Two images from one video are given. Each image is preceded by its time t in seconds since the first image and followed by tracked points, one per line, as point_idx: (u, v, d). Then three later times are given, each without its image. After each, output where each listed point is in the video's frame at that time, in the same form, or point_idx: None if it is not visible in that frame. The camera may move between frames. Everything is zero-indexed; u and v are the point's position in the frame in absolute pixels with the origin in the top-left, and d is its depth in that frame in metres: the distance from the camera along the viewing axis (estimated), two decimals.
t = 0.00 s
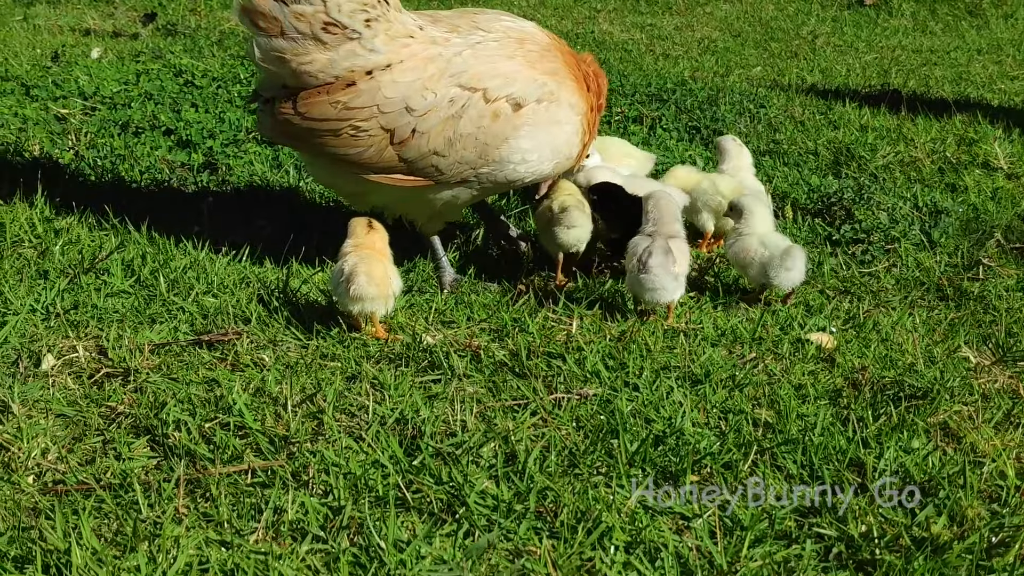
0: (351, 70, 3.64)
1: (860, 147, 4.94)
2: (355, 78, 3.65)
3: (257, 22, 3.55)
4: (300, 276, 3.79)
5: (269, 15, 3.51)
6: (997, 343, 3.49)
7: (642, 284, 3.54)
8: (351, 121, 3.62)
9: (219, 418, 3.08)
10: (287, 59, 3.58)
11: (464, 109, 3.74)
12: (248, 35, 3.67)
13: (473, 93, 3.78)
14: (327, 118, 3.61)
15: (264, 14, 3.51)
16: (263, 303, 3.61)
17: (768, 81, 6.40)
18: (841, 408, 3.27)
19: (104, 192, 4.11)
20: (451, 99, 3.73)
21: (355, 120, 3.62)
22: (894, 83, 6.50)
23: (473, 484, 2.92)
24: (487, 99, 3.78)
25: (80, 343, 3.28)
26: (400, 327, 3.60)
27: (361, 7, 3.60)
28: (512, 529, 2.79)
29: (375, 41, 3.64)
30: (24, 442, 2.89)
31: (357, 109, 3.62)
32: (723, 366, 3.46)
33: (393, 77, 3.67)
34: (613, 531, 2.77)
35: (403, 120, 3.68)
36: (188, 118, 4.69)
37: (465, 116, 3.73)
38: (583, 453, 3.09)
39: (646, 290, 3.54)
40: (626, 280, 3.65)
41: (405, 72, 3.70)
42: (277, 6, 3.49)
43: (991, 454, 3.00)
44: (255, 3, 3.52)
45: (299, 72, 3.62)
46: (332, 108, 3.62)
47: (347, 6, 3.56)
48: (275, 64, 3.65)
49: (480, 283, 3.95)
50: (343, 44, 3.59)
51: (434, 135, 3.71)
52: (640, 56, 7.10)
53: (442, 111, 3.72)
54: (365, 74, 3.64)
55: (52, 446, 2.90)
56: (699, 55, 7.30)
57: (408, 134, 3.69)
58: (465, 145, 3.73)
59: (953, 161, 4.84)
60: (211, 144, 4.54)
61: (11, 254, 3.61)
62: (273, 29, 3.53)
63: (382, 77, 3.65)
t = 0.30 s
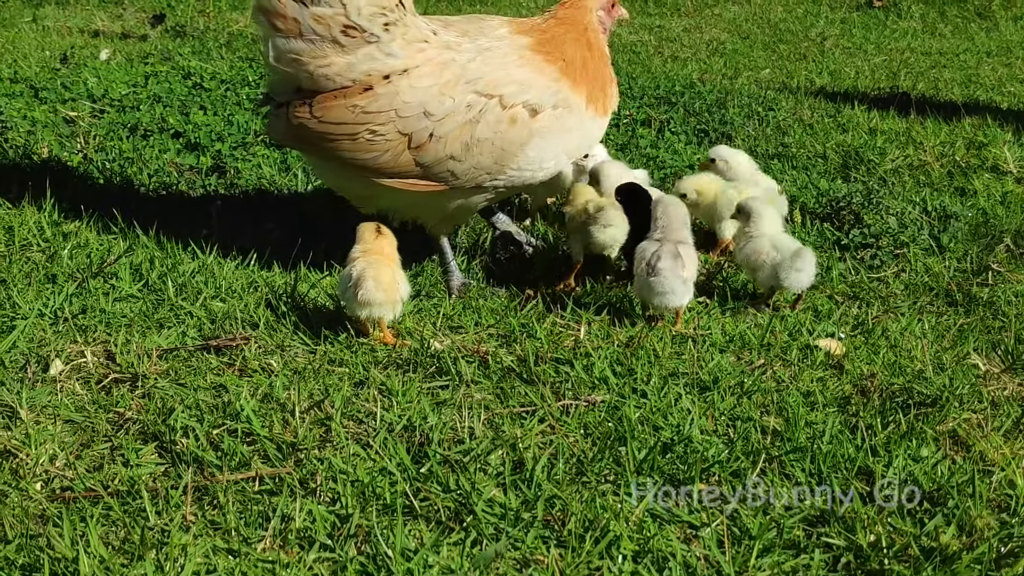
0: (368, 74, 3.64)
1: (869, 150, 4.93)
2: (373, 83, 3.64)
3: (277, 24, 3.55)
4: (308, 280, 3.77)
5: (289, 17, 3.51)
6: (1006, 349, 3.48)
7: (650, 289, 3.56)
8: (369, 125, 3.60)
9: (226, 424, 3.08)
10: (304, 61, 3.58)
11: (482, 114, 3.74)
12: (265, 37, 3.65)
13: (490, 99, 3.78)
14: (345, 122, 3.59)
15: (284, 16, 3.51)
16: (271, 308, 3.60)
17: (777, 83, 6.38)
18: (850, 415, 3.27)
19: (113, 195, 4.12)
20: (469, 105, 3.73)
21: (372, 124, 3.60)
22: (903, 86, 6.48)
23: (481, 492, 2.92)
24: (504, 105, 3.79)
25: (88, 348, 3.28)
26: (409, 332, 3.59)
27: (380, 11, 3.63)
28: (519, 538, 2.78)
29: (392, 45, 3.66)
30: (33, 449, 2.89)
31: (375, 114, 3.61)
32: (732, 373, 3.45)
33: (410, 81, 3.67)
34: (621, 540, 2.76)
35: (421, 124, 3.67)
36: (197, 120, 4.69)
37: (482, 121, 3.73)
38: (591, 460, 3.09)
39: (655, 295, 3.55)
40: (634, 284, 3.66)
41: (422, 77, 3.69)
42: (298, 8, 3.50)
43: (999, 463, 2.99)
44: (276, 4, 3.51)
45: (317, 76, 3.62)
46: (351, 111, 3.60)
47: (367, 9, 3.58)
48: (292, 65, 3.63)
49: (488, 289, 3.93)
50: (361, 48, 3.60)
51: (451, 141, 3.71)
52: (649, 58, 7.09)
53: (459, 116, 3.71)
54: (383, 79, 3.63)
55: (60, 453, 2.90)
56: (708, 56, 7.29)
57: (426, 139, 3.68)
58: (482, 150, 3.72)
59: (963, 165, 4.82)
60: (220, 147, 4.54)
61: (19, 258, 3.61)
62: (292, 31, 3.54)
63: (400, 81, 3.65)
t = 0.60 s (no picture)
0: (387, 80, 3.66)
1: (892, 160, 4.90)
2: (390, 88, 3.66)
3: (300, 32, 3.62)
4: (329, 289, 3.78)
5: (313, 24, 3.58)
6: None
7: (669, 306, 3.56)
8: (387, 128, 3.60)
9: (246, 433, 3.10)
10: (325, 68, 3.63)
11: (499, 115, 3.75)
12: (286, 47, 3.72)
13: (506, 101, 3.80)
14: (364, 125, 3.60)
15: (308, 24, 3.59)
16: (292, 316, 3.60)
17: (800, 93, 6.35)
18: (871, 427, 3.24)
19: (136, 202, 4.15)
20: (486, 106, 3.74)
21: (391, 127, 3.62)
22: (927, 95, 6.44)
23: (499, 503, 2.92)
24: (521, 106, 3.80)
25: (111, 356, 3.30)
26: (428, 341, 3.59)
27: (401, 17, 3.66)
28: (537, 550, 2.77)
29: (410, 51, 3.68)
30: (54, 457, 2.91)
31: (393, 117, 3.62)
32: (753, 384, 3.42)
33: (428, 86, 3.68)
34: (639, 553, 2.75)
35: (439, 126, 3.67)
36: (220, 129, 4.72)
37: (500, 121, 3.74)
38: (610, 472, 3.08)
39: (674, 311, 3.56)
40: (654, 298, 3.67)
41: (440, 81, 3.71)
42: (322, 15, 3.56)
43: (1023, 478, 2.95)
44: (299, 12, 3.60)
45: (337, 82, 3.65)
46: (369, 115, 3.61)
47: (389, 15, 3.62)
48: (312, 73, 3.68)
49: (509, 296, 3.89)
50: (381, 53, 3.64)
51: (469, 141, 3.71)
52: (671, 67, 7.08)
53: (477, 117, 3.72)
54: (401, 82, 3.65)
55: (81, 461, 2.93)
56: (730, 65, 7.27)
57: (445, 141, 3.68)
58: (501, 150, 3.72)
59: (987, 175, 4.77)
60: (243, 156, 4.56)
61: (43, 266, 3.64)
62: (316, 39, 3.61)
63: (418, 85, 3.67)
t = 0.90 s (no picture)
0: (425, 85, 3.65)
1: (926, 176, 4.85)
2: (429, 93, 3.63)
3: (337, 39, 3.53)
4: (362, 306, 3.78)
5: (354, 33, 3.51)
6: None
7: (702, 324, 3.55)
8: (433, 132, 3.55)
9: (280, 454, 3.12)
10: (366, 77, 3.58)
11: (535, 112, 3.75)
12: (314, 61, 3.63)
13: (540, 98, 3.82)
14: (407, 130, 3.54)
15: (350, 32, 3.51)
16: (325, 335, 3.61)
17: (832, 106, 6.32)
18: (907, 450, 3.20)
19: (175, 215, 4.20)
20: (522, 103, 3.74)
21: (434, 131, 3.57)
22: (961, 108, 6.38)
23: (533, 526, 2.92)
24: (554, 101, 3.83)
25: (146, 375, 3.32)
26: (461, 359, 3.58)
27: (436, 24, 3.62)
28: (570, 574, 2.77)
29: (445, 56, 3.67)
30: (90, 478, 2.94)
31: (435, 118, 3.58)
32: (787, 406, 3.40)
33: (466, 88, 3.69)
34: None
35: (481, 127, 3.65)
36: (254, 146, 4.75)
37: (537, 118, 3.75)
38: (643, 495, 3.06)
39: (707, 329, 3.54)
40: (687, 316, 3.66)
41: (475, 82, 3.70)
42: (363, 24, 3.51)
43: None
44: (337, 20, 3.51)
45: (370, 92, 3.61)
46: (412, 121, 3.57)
47: (427, 22, 3.58)
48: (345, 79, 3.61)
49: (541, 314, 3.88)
50: (419, 60, 3.61)
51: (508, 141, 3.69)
52: (702, 79, 7.06)
53: (515, 115, 3.72)
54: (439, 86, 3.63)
55: (117, 482, 2.96)
56: (761, 77, 7.23)
57: (488, 139, 3.65)
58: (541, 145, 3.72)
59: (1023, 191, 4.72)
60: (276, 172, 4.58)
61: (80, 283, 3.67)
62: (357, 47, 3.54)
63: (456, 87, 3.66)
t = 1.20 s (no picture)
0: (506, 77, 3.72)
1: (969, 174, 4.79)
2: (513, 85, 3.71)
3: (438, 27, 3.43)
4: (402, 308, 3.77)
5: (455, 21, 3.45)
6: None
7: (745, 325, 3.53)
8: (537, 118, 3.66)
9: (323, 458, 3.13)
10: (464, 69, 3.54)
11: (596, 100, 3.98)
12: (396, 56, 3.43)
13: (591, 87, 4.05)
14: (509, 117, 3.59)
15: (452, 20, 3.45)
16: (366, 337, 3.61)
17: (872, 102, 6.24)
18: (953, 453, 3.16)
19: (218, 218, 4.21)
20: (584, 91, 3.96)
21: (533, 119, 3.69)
22: (1004, 105, 6.29)
23: (576, 532, 2.91)
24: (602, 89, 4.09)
25: (189, 378, 3.34)
26: (501, 361, 3.58)
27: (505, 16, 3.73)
28: None
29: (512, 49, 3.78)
30: (136, 482, 2.97)
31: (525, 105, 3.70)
32: (831, 409, 3.37)
33: (536, 81, 3.83)
34: None
35: (562, 115, 3.84)
36: (293, 146, 4.75)
37: (599, 104, 3.99)
38: (687, 500, 3.05)
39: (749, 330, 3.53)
40: (728, 318, 3.64)
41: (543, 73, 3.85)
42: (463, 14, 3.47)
43: None
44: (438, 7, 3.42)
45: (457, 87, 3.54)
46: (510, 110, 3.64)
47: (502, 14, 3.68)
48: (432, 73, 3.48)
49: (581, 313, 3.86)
50: (500, 51, 3.69)
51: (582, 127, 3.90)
52: (739, 75, 7.01)
53: (583, 103, 3.93)
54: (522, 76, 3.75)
55: (162, 486, 2.98)
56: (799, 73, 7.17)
57: (570, 125, 3.84)
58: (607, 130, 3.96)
59: None
60: (315, 172, 4.57)
61: (122, 285, 3.70)
62: (455, 37, 3.48)
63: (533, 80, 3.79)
